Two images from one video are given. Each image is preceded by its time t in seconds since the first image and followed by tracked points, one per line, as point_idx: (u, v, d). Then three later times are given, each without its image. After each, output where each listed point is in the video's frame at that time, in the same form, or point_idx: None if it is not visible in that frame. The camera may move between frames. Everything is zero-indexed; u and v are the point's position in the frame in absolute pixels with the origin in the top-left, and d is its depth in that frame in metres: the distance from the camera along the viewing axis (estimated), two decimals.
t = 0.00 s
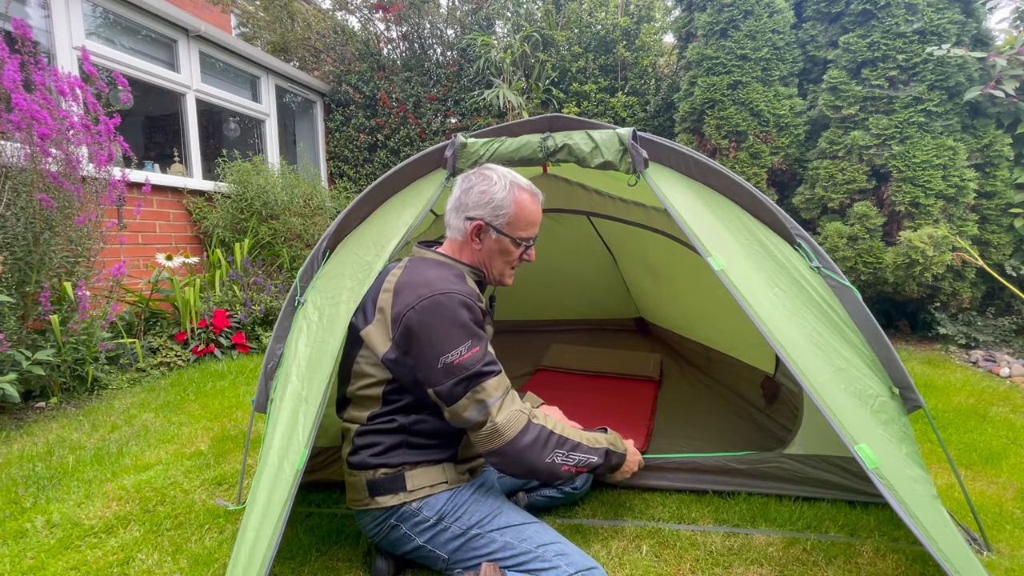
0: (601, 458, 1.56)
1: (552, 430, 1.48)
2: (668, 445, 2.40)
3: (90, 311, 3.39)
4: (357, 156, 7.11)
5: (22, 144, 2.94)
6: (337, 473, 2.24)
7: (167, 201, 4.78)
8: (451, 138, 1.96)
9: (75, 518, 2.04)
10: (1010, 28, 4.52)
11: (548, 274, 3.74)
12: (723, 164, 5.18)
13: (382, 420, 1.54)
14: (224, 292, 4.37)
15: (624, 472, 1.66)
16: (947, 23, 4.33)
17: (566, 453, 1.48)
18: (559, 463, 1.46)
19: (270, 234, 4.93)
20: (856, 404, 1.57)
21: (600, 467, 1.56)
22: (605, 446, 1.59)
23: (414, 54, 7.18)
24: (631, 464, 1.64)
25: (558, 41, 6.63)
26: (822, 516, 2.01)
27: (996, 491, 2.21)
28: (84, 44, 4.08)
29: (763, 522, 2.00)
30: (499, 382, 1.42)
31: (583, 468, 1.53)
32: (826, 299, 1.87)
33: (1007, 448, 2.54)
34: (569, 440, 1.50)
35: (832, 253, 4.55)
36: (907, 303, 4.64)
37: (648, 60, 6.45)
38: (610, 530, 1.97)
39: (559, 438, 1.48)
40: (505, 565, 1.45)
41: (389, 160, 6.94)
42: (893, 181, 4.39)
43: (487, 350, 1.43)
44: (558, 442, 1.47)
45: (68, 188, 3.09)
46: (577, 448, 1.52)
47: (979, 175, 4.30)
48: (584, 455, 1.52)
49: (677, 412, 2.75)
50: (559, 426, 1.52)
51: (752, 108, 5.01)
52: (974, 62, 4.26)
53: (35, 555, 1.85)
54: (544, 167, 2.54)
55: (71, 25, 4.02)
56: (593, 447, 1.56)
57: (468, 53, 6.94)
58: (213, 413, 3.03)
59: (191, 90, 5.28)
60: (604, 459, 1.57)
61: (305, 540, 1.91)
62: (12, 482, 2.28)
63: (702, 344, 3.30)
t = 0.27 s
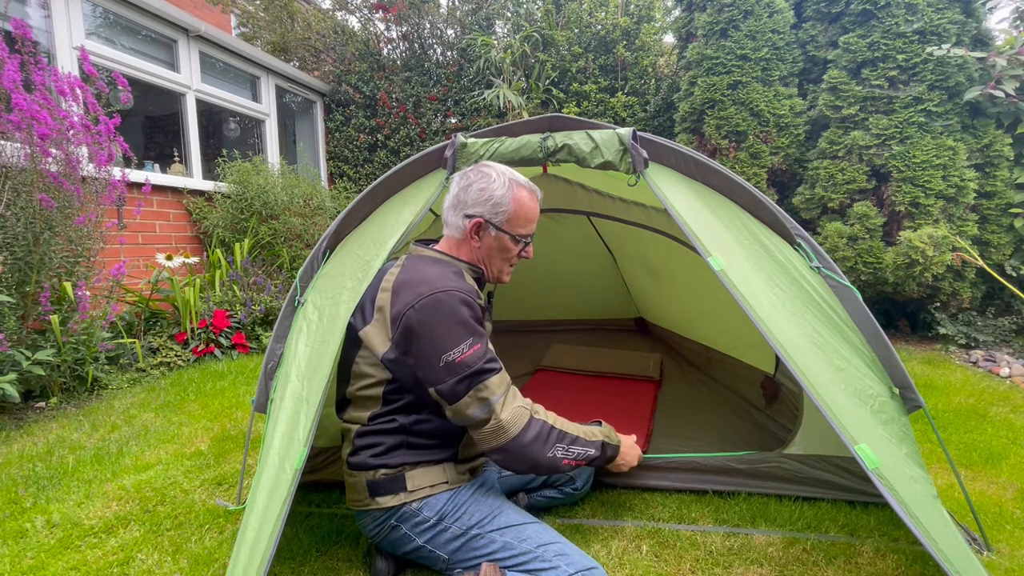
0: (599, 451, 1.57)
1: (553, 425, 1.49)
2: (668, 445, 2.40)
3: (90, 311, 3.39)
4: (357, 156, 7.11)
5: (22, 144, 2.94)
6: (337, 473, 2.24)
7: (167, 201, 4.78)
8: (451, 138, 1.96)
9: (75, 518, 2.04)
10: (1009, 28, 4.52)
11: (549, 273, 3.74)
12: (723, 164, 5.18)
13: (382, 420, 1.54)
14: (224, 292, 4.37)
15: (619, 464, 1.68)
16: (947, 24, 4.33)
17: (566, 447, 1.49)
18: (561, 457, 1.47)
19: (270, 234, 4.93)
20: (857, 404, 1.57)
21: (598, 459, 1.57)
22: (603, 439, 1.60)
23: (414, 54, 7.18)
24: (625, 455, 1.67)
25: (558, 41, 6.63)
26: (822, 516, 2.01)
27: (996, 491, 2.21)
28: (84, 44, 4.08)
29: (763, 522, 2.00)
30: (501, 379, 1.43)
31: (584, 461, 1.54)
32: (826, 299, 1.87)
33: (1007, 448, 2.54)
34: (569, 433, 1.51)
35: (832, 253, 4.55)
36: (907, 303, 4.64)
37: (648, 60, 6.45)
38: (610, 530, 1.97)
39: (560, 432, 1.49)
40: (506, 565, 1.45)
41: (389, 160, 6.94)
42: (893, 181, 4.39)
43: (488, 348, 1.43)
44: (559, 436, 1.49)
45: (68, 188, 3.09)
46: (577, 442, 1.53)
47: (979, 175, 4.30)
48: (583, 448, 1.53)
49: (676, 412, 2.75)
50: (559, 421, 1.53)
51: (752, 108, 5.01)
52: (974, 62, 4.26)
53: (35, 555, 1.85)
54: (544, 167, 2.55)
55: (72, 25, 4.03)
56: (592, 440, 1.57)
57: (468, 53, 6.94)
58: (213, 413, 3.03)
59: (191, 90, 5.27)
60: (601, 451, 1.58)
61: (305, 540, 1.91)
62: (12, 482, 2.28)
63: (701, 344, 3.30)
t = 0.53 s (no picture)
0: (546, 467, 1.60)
1: (507, 445, 1.51)
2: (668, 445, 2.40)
3: (90, 311, 3.39)
4: (357, 156, 7.11)
5: (22, 145, 2.94)
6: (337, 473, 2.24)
7: (167, 201, 4.78)
8: (451, 138, 1.97)
9: (75, 518, 2.04)
10: (1010, 28, 4.52)
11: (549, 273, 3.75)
12: (724, 164, 5.18)
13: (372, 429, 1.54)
14: (224, 292, 4.37)
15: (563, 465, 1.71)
16: (947, 23, 4.33)
17: (518, 468, 1.51)
18: (511, 477, 1.50)
19: (270, 234, 4.93)
20: (856, 404, 1.56)
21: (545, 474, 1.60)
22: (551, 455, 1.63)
23: (414, 54, 7.18)
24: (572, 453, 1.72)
25: (558, 41, 6.63)
26: (822, 516, 2.01)
27: (996, 491, 2.21)
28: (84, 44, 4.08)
29: (763, 522, 2.00)
30: (464, 399, 1.42)
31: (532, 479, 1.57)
32: (826, 299, 1.87)
33: (1007, 448, 2.54)
34: (521, 452, 1.54)
35: (833, 253, 4.55)
36: (907, 303, 4.64)
37: (648, 60, 6.45)
38: (610, 531, 1.97)
39: (513, 453, 1.51)
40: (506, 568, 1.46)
41: (389, 160, 6.94)
42: (893, 181, 4.39)
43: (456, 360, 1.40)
44: (512, 457, 1.50)
45: (68, 188, 3.09)
46: (528, 460, 1.55)
47: (979, 175, 4.30)
48: (533, 467, 1.55)
49: (677, 412, 2.75)
50: (512, 439, 1.54)
51: (752, 108, 5.01)
52: (974, 62, 4.26)
53: (35, 555, 1.85)
54: (544, 167, 2.55)
55: (72, 25, 4.03)
56: (542, 458, 1.59)
57: (468, 53, 6.94)
58: (213, 413, 3.03)
59: (191, 90, 5.27)
60: (546, 467, 1.61)
61: (305, 540, 1.91)
62: (12, 482, 2.28)
63: (702, 344, 3.29)
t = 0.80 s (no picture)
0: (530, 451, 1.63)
1: (491, 438, 1.52)
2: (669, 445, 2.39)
3: (90, 311, 3.39)
4: (357, 156, 7.11)
5: (22, 145, 2.94)
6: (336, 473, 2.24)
7: (167, 201, 4.78)
8: (451, 138, 1.98)
9: (75, 518, 2.04)
10: (1009, 28, 4.52)
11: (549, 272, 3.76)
12: (724, 164, 5.18)
13: (362, 434, 1.53)
14: (224, 292, 4.37)
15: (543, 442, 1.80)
16: (947, 24, 4.33)
17: (504, 456, 1.54)
18: (498, 467, 1.52)
19: (270, 234, 4.93)
20: (856, 404, 1.56)
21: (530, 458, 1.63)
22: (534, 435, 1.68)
23: (414, 54, 7.18)
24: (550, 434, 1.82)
25: (558, 41, 6.63)
26: (823, 516, 2.01)
27: (996, 491, 2.21)
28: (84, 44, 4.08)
29: (763, 522, 2.00)
30: (444, 400, 1.41)
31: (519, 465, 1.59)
32: (825, 299, 1.87)
33: (1007, 448, 2.53)
34: (506, 441, 1.56)
35: (833, 253, 4.55)
36: (907, 303, 4.64)
37: (648, 60, 6.46)
38: (610, 530, 1.97)
39: (497, 443, 1.53)
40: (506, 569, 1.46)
41: (389, 160, 6.95)
42: (893, 181, 4.39)
43: (434, 362, 1.40)
44: (497, 447, 1.53)
45: (68, 188, 3.09)
46: (513, 447, 1.57)
47: (979, 175, 4.30)
48: (518, 452, 1.58)
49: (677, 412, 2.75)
50: (496, 430, 1.56)
51: (752, 108, 5.01)
52: (974, 62, 4.26)
53: (35, 555, 1.85)
54: (544, 167, 2.55)
55: (72, 25, 4.02)
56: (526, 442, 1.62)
57: (468, 53, 6.94)
58: (213, 413, 3.03)
59: (191, 90, 5.27)
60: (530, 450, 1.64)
61: (305, 540, 1.91)
62: (12, 482, 2.28)
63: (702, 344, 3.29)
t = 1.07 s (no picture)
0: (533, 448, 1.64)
1: (494, 431, 1.54)
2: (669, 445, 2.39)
3: (90, 311, 3.39)
4: (357, 156, 7.11)
5: (22, 145, 2.94)
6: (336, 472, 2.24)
7: (167, 201, 4.78)
8: (451, 138, 1.98)
9: (75, 518, 2.04)
10: (1010, 28, 4.52)
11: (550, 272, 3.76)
12: (724, 164, 5.18)
13: (362, 433, 1.53)
14: (224, 292, 4.37)
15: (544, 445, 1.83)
16: (947, 23, 4.33)
17: (508, 451, 1.54)
18: (503, 462, 1.52)
19: (270, 234, 4.93)
20: (856, 405, 1.56)
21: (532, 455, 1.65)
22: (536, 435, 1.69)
23: (414, 54, 7.19)
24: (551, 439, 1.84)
25: (558, 41, 6.63)
26: (823, 516, 2.01)
27: (996, 491, 2.21)
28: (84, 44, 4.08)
29: (763, 522, 2.00)
30: (447, 392, 1.42)
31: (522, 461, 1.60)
32: (826, 299, 1.87)
33: (1007, 448, 2.53)
34: (508, 437, 1.57)
35: (833, 253, 4.55)
36: (907, 303, 4.64)
37: (648, 60, 6.46)
38: (610, 530, 1.97)
39: (501, 438, 1.54)
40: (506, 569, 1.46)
41: (389, 160, 6.94)
42: (893, 181, 4.39)
43: (436, 356, 1.41)
44: (501, 442, 1.53)
45: (68, 188, 3.09)
46: (516, 443, 1.59)
47: (979, 175, 4.30)
48: (521, 448, 1.59)
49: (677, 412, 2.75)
50: (499, 425, 1.57)
51: (752, 108, 5.01)
52: (974, 62, 4.26)
53: (35, 555, 1.85)
54: (544, 167, 2.55)
55: (71, 25, 4.02)
56: (528, 439, 1.64)
57: (468, 53, 6.94)
58: (213, 413, 3.03)
59: (191, 90, 5.27)
60: (534, 447, 1.66)
61: (305, 541, 1.91)
62: (12, 482, 2.28)
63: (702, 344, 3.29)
